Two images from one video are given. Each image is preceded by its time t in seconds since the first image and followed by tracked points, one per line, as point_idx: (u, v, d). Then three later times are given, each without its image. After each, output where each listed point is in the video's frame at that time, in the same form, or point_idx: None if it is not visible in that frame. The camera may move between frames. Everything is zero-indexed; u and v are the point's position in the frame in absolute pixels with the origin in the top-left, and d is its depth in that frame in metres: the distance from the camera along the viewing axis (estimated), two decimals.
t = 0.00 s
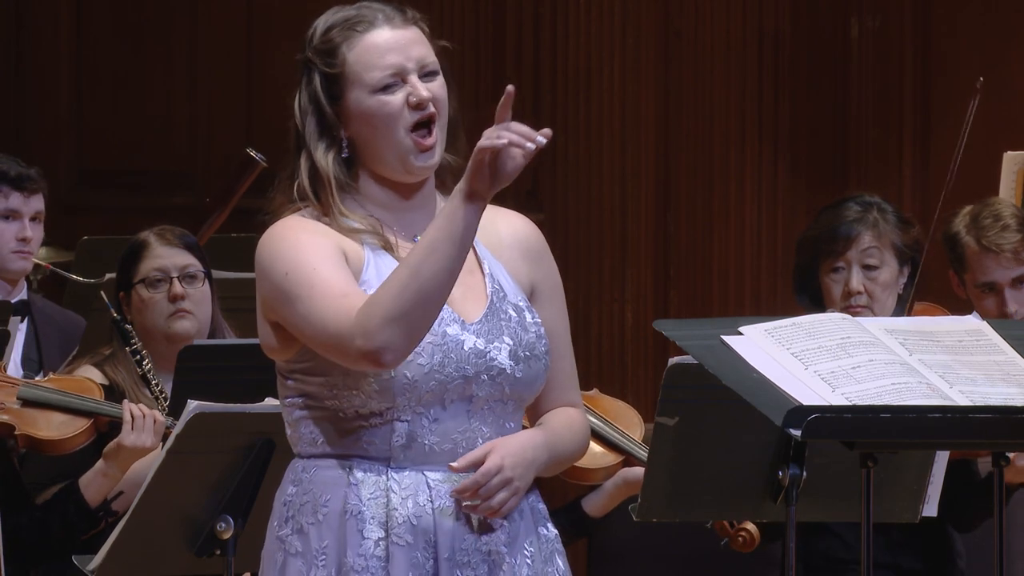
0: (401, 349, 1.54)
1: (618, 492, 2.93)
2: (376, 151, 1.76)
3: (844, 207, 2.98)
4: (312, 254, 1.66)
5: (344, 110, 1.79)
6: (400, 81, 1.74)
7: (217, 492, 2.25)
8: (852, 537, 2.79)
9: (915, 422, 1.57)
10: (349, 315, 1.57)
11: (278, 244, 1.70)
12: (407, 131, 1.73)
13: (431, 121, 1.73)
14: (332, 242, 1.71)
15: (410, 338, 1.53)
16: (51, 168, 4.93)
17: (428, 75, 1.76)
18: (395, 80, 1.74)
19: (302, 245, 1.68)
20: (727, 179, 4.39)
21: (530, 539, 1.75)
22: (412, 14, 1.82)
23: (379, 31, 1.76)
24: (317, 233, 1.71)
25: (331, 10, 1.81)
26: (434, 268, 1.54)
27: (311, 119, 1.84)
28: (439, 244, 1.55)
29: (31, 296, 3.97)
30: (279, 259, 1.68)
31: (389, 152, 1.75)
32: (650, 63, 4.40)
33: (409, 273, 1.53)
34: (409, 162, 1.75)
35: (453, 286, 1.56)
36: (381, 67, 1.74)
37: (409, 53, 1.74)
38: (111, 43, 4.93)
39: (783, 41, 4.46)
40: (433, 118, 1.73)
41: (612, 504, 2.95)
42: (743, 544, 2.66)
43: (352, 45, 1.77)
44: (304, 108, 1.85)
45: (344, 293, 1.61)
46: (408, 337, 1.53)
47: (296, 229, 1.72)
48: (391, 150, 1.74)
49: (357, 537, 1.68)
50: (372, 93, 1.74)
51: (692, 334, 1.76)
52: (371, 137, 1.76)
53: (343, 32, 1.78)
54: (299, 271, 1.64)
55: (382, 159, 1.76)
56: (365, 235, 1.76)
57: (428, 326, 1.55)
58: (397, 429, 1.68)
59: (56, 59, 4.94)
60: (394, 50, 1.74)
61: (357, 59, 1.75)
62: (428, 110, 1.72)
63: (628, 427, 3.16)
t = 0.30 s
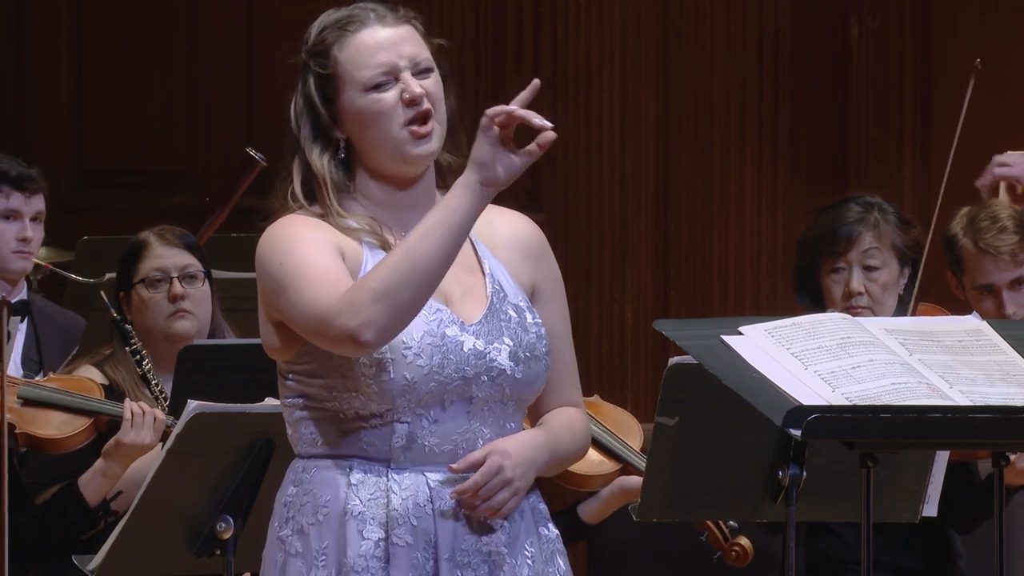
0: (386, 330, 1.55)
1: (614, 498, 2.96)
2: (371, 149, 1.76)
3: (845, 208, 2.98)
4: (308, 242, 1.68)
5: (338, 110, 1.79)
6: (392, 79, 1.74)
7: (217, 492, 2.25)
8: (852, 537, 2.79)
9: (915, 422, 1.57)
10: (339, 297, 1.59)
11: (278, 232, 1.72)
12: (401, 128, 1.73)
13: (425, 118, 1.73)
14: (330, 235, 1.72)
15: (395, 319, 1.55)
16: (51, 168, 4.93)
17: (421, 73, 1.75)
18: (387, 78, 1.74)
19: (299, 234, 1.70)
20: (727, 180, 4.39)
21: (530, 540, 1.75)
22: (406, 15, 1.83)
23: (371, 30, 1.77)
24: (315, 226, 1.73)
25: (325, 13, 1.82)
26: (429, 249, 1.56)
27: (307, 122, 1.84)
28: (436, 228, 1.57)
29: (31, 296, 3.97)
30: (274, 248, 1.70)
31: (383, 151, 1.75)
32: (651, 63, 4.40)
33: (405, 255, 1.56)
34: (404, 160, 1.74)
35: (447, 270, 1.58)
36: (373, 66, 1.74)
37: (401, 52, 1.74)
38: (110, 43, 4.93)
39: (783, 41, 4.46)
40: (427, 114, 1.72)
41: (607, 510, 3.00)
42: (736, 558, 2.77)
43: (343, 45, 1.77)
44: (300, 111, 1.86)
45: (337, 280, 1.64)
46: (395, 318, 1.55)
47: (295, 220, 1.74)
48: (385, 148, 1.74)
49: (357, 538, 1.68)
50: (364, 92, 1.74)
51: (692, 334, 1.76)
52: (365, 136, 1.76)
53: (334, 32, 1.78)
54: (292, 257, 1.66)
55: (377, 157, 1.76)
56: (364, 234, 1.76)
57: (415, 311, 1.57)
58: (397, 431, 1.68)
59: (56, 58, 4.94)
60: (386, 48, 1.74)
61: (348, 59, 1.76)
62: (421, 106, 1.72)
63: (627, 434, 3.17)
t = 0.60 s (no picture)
0: (360, 324, 1.55)
1: (613, 505, 2.95)
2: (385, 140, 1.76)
3: (847, 209, 2.98)
4: (297, 239, 1.69)
5: (347, 104, 1.79)
6: (403, 68, 1.74)
7: (217, 492, 2.25)
8: (851, 537, 2.79)
9: (916, 422, 1.57)
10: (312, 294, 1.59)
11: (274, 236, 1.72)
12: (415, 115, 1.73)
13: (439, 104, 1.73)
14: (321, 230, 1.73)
15: (367, 314, 1.55)
16: (50, 168, 4.93)
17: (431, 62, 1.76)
18: (399, 67, 1.74)
19: (289, 232, 1.71)
20: (727, 180, 4.39)
21: (533, 541, 1.75)
22: (411, 10, 1.84)
23: (378, 23, 1.77)
24: (308, 222, 1.73)
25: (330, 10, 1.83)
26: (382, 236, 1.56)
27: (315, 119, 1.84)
28: (385, 212, 1.56)
29: (31, 296, 3.97)
30: (267, 248, 1.71)
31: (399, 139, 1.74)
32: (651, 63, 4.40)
33: (359, 246, 1.55)
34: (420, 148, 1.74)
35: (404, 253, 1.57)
36: (383, 55, 1.74)
37: (411, 42, 1.75)
38: (110, 42, 4.93)
39: (783, 42, 4.46)
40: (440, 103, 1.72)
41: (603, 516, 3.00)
42: (732, 570, 2.76)
43: (351, 38, 1.77)
44: (306, 109, 1.85)
45: (322, 277, 1.63)
46: (366, 313, 1.55)
47: (291, 218, 1.75)
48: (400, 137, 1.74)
49: (360, 539, 1.68)
50: (376, 82, 1.74)
51: (692, 334, 1.76)
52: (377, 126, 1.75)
53: (342, 27, 1.79)
54: (280, 257, 1.67)
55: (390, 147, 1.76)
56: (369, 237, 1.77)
57: (387, 298, 1.57)
58: (400, 432, 1.68)
59: (56, 58, 4.94)
60: (395, 38, 1.75)
61: (356, 50, 1.75)
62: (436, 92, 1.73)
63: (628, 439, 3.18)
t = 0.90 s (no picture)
0: (336, 301, 1.60)
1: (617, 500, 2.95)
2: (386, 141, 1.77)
3: (850, 210, 2.98)
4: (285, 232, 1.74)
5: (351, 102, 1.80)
6: (409, 68, 1.76)
7: (217, 492, 2.25)
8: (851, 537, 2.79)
9: (916, 422, 1.57)
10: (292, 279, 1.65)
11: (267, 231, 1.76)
12: (417, 116, 1.75)
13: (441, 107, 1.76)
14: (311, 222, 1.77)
15: (344, 287, 1.60)
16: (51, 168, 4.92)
17: (436, 65, 1.79)
18: (405, 69, 1.76)
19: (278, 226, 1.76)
20: (727, 180, 4.39)
21: (533, 543, 1.75)
22: (417, 13, 1.86)
23: (385, 24, 1.79)
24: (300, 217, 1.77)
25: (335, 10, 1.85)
26: (348, 210, 1.64)
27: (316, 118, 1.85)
28: (350, 192, 1.65)
29: (31, 297, 3.96)
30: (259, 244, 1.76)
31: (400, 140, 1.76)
32: (651, 63, 4.40)
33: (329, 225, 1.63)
34: (421, 148, 1.75)
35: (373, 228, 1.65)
36: (389, 56, 1.76)
37: (416, 43, 1.77)
38: (111, 42, 4.93)
39: (783, 42, 4.45)
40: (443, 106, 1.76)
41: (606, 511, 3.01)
42: (736, 557, 2.77)
43: (358, 37, 1.79)
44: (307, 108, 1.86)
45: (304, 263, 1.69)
46: (341, 286, 1.60)
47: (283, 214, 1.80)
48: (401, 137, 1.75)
49: (357, 540, 1.68)
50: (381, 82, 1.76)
51: (693, 334, 1.76)
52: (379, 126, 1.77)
53: (348, 26, 1.80)
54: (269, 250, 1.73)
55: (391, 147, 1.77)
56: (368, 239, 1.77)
57: (359, 274, 1.62)
58: (398, 434, 1.68)
59: (56, 58, 4.93)
60: (401, 39, 1.77)
61: (363, 49, 1.78)
62: (439, 98, 1.76)
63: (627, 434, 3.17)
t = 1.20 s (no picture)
0: (300, 358, 1.63)
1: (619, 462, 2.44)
2: (381, 151, 1.78)
3: (852, 215, 2.97)
4: (269, 258, 1.77)
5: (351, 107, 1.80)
6: (411, 83, 1.75)
7: (217, 492, 2.26)
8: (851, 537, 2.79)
9: (916, 421, 1.57)
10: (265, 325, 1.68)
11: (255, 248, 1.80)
12: (413, 133, 1.75)
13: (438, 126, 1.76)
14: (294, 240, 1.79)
15: (303, 346, 1.62)
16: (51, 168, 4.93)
17: (439, 79, 1.78)
18: (407, 82, 1.75)
19: (263, 250, 1.78)
20: (727, 180, 4.39)
21: (519, 544, 1.75)
22: (429, 18, 1.84)
23: (394, 33, 1.78)
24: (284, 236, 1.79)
25: (345, 8, 1.83)
26: (309, 267, 1.63)
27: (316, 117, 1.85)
28: (308, 246, 1.64)
29: (32, 297, 3.96)
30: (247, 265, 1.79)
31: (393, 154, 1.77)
32: (652, 63, 4.40)
33: (289, 282, 1.63)
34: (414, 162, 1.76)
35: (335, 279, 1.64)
36: (395, 69, 1.75)
37: (421, 57, 1.76)
38: (110, 42, 4.93)
39: (783, 41, 4.45)
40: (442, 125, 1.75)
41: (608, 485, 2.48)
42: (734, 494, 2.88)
43: (366, 45, 1.78)
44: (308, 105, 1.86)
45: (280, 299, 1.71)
46: (303, 344, 1.62)
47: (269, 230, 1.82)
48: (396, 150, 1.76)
49: (341, 540, 1.68)
50: (381, 95, 1.75)
51: (692, 334, 1.76)
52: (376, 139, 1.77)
53: (356, 31, 1.79)
54: (253, 280, 1.76)
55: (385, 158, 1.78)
56: (355, 241, 1.78)
57: (323, 326, 1.63)
58: (383, 433, 1.69)
59: (56, 58, 4.94)
60: (407, 53, 1.76)
61: (369, 59, 1.77)
62: (438, 117, 1.75)
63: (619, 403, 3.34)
